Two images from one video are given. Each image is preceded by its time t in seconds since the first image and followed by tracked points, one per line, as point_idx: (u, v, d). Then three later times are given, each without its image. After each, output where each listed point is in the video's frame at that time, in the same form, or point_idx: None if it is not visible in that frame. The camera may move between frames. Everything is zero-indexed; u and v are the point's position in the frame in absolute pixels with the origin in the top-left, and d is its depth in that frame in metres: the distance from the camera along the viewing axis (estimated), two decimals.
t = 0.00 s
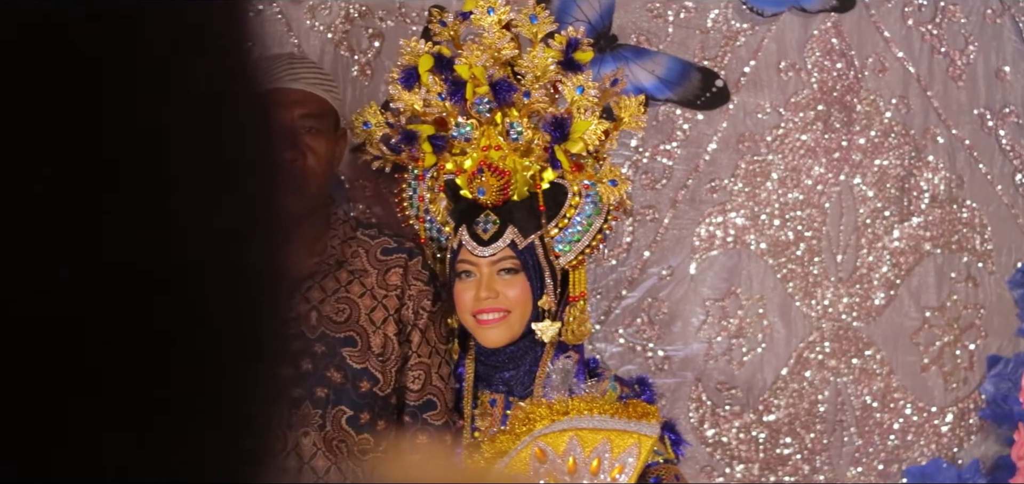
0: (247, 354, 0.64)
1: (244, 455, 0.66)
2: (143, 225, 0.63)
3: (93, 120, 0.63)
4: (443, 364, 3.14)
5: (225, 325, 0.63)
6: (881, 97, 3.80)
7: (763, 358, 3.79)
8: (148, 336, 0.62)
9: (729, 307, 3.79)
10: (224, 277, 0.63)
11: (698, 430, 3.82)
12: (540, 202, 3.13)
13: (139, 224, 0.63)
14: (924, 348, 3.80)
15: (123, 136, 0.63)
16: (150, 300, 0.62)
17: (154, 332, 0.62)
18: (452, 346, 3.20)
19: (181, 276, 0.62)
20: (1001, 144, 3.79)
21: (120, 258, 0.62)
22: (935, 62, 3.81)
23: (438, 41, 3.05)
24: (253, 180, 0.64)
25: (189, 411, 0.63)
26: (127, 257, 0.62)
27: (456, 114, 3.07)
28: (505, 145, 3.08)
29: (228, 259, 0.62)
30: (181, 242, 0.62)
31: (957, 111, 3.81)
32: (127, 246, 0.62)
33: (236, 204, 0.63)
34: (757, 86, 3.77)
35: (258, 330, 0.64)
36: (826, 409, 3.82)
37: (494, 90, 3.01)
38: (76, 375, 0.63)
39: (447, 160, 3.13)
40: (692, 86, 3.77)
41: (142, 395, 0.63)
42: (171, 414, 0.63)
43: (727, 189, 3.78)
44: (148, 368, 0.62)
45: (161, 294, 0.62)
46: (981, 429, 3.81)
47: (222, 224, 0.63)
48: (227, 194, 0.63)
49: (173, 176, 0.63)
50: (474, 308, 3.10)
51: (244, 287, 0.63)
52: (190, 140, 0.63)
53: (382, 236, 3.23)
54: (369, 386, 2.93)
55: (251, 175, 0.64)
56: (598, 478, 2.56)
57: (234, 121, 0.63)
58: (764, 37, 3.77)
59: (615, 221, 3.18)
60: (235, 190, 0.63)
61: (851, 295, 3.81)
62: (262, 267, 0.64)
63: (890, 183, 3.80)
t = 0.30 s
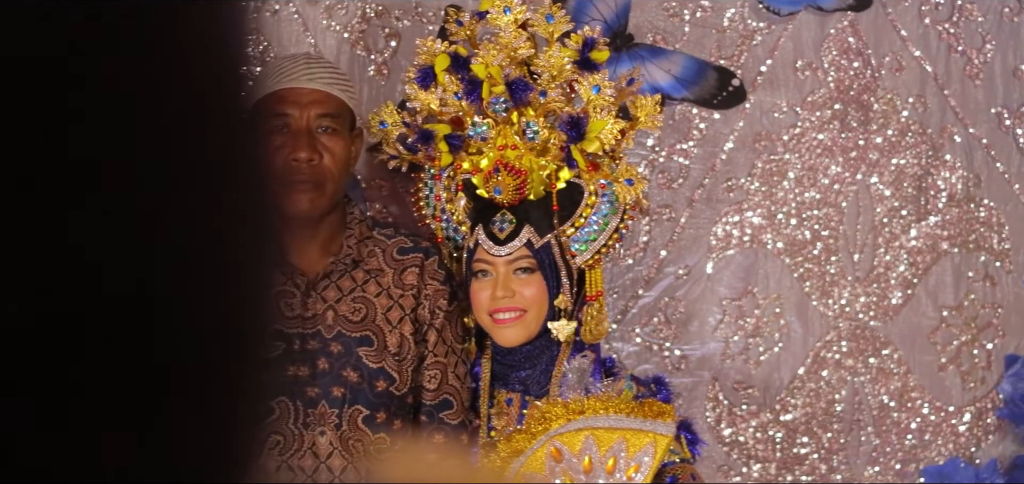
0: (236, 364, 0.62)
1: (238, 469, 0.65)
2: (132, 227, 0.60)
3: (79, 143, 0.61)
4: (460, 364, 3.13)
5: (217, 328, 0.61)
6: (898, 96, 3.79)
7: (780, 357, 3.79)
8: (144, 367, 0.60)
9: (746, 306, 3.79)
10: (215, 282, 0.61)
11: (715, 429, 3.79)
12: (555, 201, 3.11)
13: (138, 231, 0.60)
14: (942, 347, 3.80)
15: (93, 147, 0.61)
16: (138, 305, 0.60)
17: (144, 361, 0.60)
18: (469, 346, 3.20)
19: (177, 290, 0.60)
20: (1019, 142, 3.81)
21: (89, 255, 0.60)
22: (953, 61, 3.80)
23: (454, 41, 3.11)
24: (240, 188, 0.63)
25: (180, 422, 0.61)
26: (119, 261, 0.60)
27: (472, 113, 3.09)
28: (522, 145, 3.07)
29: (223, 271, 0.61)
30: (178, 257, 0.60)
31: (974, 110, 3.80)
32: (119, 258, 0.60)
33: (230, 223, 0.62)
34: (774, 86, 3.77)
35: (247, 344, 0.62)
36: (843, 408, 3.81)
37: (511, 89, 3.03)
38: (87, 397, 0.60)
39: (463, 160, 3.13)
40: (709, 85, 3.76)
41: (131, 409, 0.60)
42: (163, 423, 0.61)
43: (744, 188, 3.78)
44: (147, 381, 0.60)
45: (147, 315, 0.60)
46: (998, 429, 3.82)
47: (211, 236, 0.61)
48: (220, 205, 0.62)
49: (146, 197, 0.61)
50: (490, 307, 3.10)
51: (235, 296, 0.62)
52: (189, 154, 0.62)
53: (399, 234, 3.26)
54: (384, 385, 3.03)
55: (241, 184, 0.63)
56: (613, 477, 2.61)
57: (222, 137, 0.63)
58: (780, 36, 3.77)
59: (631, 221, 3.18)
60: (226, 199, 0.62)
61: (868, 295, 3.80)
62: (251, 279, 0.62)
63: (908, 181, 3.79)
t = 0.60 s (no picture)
0: (198, 329, 0.59)
1: (212, 437, 0.61)
2: (103, 205, 0.57)
3: (59, 127, 0.58)
4: (477, 362, 3.15)
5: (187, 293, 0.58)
6: (915, 94, 3.77)
7: (798, 356, 3.78)
8: (78, 337, 0.57)
9: (763, 304, 3.78)
10: (181, 249, 0.58)
11: (732, 427, 3.79)
12: (565, 199, 3.11)
13: (97, 206, 0.57)
14: (960, 345, 3.79)
15: (85, 160, 0.57)
16: (94, 271, 0.57)
17: (80, 336, 0.57)
18: (486, 345, 3.19)
19: (132, 257, 0.57)
20: None
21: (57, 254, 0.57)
22: (970, 58, 3.78)
23: (470, 39, 3.12)
24: (210, 147, 0.59)
25: (140, 397, 0.57)
26: (93, 241, 0.57)
27: (489, 112, 3.11)
28: (538, 143, 3.08)
29: (185, 258, 0.58)
30: (137, 219, 0.57)
31: (992, 107, 3.78)
32: (91, 234, 0.57)
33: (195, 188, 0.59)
34: (791, 84, 3.75)
35: (213, 314, 0.59)
36: (860, 406, 3.80)
37: (527, 87, 3.05)
38: (52, 375, 0.56)
39: (480, 158, 3.14)
40: (726, 82, 3.75)
41: (79, 378, 0.56)
42: (127, 410, 0.57)
43: (761, 186, 3.77)
44: (103, 374, 0.56)
45: (105, 286, 0.57)
46: (1016, 427, 3.82)
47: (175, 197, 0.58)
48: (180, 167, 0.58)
49: (110, 172, 0.58)
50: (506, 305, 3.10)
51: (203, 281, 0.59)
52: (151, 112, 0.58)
53: (416, 232, 3.29)
54: (401, 384, 3.05)
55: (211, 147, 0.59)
56: (630, 475, 2.58)
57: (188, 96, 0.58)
58: (798, 34, 3.74)
59: (648, 219, 3.17)
60: (189, 167, 0.59)
61: (886, 293, 3.79)
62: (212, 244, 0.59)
63: (925, 180, 3.78)
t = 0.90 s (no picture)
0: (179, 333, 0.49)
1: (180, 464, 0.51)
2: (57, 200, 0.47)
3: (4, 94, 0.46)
4: (489, 359, 3.13)
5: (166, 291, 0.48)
6: (930, 91, 3.75)
7: (813, 353, 3.76)
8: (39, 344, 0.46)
9: (778, 302, 3.77)
10: (163, 246, 0.48)
11: (746, 424, 3.78)
12: (581, 196, 3.10)
13: (52, 195, 0.47)
14: (975, 343, 3.78)
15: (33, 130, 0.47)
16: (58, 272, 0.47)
17: (43, 336, 0.46)
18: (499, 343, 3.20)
19: (110, 246, 0.47)
20: None
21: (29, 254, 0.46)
22: (986, 55, 3.76)
23: (484, 36, 3.12)
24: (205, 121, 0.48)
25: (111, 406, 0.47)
26: (46, 238, 0.47)
27: (502, 109, 3.10)
28: (551, 140, 3.08)
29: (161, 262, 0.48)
30: (107, 199, 0.47)
31: (1008, 104, 3.76)
32: (43, 229, 0.47)
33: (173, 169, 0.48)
34: (805, 80, 3.74)
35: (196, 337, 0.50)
36: (875, 404, 3.78)
37: (540, 84, 3.05)
38: (21, 380, 0.46)
39: (493, 155, 3.14)
40: (740, 80, 3.73)
41: (42, 378, 0.47)
42: (87, 436, 0.47)
43: (776, 183, 3.77)
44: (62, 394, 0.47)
45: (73, 289, 0.47)
46: None
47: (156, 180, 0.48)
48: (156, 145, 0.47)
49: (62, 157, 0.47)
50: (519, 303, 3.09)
51: (177, 290, 0.49)
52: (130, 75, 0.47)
53: (429, 230, 3.24)
54: (413, 381, 3.02)
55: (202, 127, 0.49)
56: (641, 472, 2.58)
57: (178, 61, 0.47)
58: (812, 31, 3.74)
59: (661, 216, 3.17)
60: (172, 165, 0.48)
61: (901, 290, 3.78)
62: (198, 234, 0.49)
63: (940, 176, 3.76)
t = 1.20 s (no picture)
0: (146, 303, 0.61)
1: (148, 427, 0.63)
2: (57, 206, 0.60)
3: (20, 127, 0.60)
4: (499, 357, 3.13)
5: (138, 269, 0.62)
6: (942, 88, 3.73)
7: (824, 351, 3.75)
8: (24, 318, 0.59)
9: (790, 300, 3.76)
10: (135, 235, 0.61)
11: (758, 423, 3.77)
12: (597, 194, 3.09)
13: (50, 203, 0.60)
14: (987, 341, 3.77)
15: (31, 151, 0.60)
16: (46, 258, 0.60)
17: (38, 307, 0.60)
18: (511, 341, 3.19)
19: (91, 238, 0.60)
20: None
21: (52, 244, 0.60)
22: (998, 52, 3.74)
23: (494, 34, 3.12)
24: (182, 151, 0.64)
25: (83, 370, 0.59)
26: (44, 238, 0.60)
27: (513, 107, 3.10)
28: (561, 138, 3.07)
29: (128, 250, 0.61)
30: (94, 205, 0.60)
31: (1021, 102, 3.74)
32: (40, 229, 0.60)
33: (143, 177, 0.62)
34: (817, 78, 3.73)
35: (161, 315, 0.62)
36: (887, 402, 3.77)
37: (550, 82, 3.04)
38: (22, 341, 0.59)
39: (503, 153, 3.15)
40: (752, 78, 3.73)
41: (38, 339, 0.60)
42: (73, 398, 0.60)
43: (787, 181, 3.75)
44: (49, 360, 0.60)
45: (64, 272, 0.60)
46: None
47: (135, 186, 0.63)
48: (139, 159, 0.63)
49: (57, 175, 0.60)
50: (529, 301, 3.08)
51: (145, 277, 0.61)
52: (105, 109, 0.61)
53: (439, 227, 3.22)
54: (424, 379, 3.02)
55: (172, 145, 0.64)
56: (651, 470, 2.59)
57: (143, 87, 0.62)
58: (824, 29, 3.72)
59: (672, 214, 3.15)
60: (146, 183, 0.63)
61: (912, 288, 3.77)
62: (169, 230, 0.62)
63: (952, 174, 3.75)
